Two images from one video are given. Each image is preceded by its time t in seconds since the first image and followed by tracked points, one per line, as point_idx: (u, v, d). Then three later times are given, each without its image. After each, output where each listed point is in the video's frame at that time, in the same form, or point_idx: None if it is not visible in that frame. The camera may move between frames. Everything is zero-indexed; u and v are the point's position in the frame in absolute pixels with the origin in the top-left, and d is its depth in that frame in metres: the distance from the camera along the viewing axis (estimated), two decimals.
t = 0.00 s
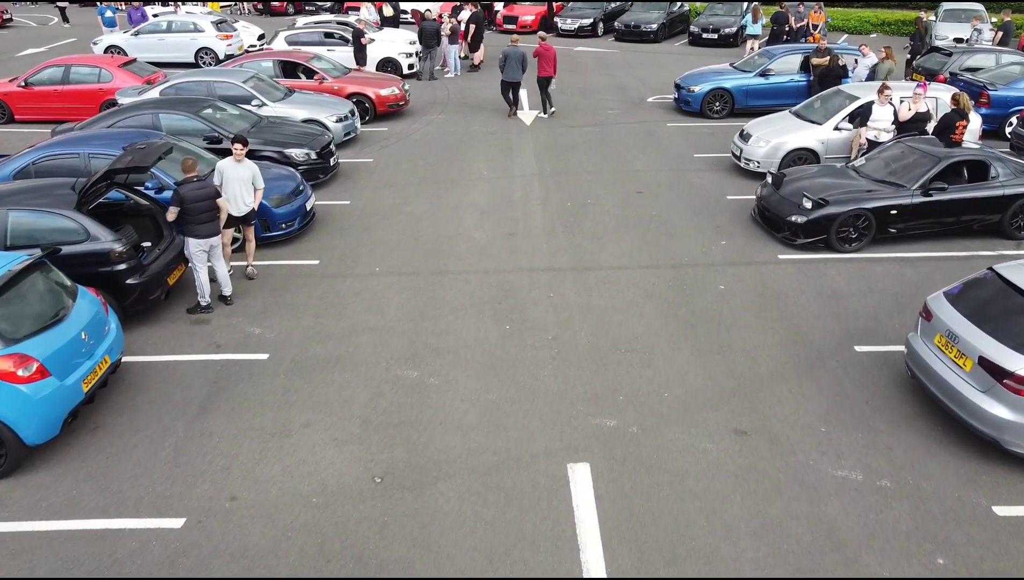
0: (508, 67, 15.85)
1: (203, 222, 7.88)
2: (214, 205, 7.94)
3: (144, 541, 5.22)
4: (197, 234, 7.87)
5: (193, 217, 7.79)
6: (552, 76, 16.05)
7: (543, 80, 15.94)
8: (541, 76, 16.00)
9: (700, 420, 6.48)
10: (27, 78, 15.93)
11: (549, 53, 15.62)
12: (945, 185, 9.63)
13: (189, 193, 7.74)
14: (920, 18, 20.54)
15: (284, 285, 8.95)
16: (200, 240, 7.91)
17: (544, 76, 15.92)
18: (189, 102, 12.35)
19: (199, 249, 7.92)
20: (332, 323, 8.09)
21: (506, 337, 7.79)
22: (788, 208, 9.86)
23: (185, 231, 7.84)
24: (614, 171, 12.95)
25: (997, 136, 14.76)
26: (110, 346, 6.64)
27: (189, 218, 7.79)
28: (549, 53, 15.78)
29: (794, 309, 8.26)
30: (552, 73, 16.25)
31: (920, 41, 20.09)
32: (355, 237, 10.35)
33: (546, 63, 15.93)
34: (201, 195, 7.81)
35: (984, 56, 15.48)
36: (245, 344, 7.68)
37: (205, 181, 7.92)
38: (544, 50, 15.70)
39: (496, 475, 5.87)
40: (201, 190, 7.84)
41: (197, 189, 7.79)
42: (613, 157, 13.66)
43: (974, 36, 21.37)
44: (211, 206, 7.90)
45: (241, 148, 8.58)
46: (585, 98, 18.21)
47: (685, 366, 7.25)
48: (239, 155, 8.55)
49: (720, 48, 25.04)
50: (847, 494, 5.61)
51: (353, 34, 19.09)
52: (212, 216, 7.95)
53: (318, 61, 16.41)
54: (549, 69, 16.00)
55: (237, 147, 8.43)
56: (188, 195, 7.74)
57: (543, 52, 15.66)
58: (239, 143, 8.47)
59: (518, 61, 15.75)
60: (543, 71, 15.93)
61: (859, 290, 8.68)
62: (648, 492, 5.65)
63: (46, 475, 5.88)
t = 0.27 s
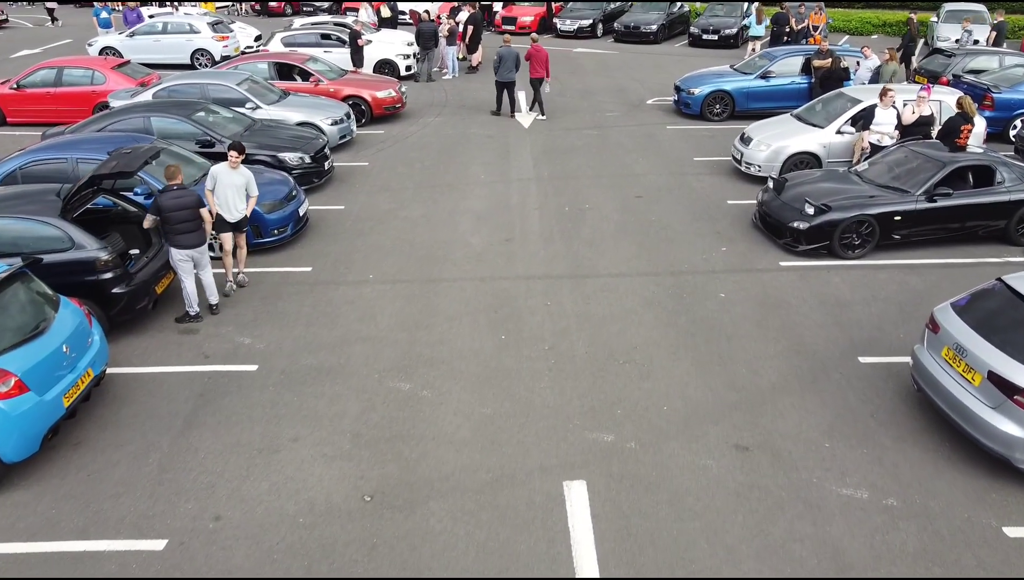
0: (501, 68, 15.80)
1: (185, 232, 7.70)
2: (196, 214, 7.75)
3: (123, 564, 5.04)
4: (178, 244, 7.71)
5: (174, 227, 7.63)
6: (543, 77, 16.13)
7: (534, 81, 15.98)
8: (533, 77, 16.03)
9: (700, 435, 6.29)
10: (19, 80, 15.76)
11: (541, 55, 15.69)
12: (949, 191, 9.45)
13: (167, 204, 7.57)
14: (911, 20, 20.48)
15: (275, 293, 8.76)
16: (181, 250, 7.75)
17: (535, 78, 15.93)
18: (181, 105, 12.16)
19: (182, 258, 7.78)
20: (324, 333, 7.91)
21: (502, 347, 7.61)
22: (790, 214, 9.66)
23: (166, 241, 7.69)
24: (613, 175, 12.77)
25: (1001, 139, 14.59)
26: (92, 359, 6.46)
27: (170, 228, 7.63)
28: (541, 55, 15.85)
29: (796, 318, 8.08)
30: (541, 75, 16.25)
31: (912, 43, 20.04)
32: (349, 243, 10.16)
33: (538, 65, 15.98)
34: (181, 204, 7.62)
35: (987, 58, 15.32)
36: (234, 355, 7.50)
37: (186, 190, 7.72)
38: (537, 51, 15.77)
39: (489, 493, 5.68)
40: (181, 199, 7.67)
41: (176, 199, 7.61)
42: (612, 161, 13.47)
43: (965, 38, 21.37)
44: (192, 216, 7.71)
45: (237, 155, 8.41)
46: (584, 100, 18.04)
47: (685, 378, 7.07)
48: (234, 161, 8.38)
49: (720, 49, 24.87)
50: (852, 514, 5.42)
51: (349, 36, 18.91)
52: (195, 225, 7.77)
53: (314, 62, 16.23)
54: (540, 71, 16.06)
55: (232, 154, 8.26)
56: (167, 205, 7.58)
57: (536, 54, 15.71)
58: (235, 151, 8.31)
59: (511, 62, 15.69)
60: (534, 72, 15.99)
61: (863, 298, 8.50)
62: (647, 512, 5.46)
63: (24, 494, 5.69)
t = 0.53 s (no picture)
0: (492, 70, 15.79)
1: (177, 239, 7.52)
2: (188, 219, 7.57)
3: None
4: (170, 251, 7.52)
5: (165, 234, 7.45)
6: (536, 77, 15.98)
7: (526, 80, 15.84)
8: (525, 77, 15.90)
9: (701, 449, 6.11)
10: (12, 82, 15.58)
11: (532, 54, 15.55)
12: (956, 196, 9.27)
13: (159, 210, 7.38)
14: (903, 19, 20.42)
15: (268, 301, 8.59)
16: (173, 258, 7.57)
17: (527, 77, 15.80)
18: (174, 107, 11.98)
19: (171, 266, 7.58)
20: (317, 341, 7.74)
21: (498, 357, 7.44)
22: (792, 219, 9.48)
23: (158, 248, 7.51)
24: (612, 178, 12.59)
25: (1006, 142, 14.42)
26: (77, 371, 6.29)
27: (161, 235, 7.44)
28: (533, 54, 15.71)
29: (800, 327, 7.90)
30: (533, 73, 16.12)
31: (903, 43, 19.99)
32: (343, 248, 9.99)
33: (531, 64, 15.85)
34: (174, 209, 7.44)
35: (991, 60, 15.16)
36: (224, 365, 7.32)
37: (178, 195, 7.52)
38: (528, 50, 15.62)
39: (484, 511, 5.50)
40: (174, 205, 7.50)
41: (169, 204, 7.43)
42: (611, 164, 13.30)
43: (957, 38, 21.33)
44: (185, 222, 7.53)
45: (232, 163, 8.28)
46: (584, 101, 17.86)
47: (685, 389, 6.89)
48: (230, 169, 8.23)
49: (721, 50, 24.70)
50: (860, 533, 5.25)
51: (347, 36, 18.73)
52: (187, 231, 7.58)
53: (310, 64, 16.04)
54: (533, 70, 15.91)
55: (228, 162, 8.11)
56: (159, 211, 7.39)
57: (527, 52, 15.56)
58: (231, 158, 8.16)
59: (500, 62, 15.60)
60: (527, 71, 15.84)
61: (867, 306, 8.33)
62: (647, 531, 5.28)
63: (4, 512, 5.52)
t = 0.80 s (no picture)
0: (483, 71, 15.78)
1: (170, 245, 7.35)
2: (180, 224, 7.40)
3: None
4: (163, 258, 7.34)
5: (158, 241, 7.26)
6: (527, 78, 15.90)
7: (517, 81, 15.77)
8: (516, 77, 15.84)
9: (704, 466, 5.93)
10: (5, 84, 15.40)
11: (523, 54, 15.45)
12: (962, 202, 9.11)
13: (152, 216, 7.20)
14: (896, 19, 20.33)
15: (260, 310, 8.41)
16: (166, 265, 7.38)
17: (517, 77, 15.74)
18: (168, 110, 11.81)
19: (162, 274, 7.39)
20: (310, 352, 7.57)
21: (495, 369, 7.26)
22: (795, 225, 9.31)
23: (150, 254, 7.32)
24: (612, 182, 12.42)
25: (1011, 145, 14.24)
26: (61, 384, 6.11)
27: (154, 241, 7.25)
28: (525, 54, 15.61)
29: (804, 337, 7.73)
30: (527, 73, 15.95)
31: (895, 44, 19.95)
32: (338, 255, 9.82)
33: (523, 63, 15.77)
34: (166, 215, 7.27)
35: (994, 62, 14.99)
36: (215, 376, 7.15)
37: (170, 201, 7.35)
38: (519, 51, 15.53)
39: (480, 531, 5.32)
40: (167, 210, 7.35)
41: (162, 209, 7.27)
42: (611, 168, 13.13)
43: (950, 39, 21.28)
44: (177, 227, 7.36)
45: (228, 172, 8.10)
46: (583, 103, 17.69)
47: (687, 403, 6.72)
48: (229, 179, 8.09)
49: (722, 51, 24.52)
50: (868, 555, 5.07)
51: (344, 38, 18.55)
52: (180, 237, 7.41)
53: (307, 65, 15.86)
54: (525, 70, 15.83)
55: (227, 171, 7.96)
56: (152, 217, 7.21)
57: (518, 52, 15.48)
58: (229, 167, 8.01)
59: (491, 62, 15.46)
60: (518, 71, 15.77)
61: (873, 315, 8.16)
62: (648, 553, 5.10)
63: None
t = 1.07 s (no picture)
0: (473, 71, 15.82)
1: (157, 253, 7.20)
2: (161, 233, 7.24)
3: None
4: (151, 266, 7.18)
5: (144, 250, 7.11)
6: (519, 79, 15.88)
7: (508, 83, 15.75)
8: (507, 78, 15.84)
9: (707, 482, 5.77)
10: None
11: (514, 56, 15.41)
12: (969, 208, 8.95)
13: (134, 226, 7.05)
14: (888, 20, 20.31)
15: (253, 318, 8.25)
16: (155, 274, 7.22)
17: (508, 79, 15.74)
18: (162, 113, 11.64)
19: (153, 283, 7.23)
20: (304, 362, 7.40)
21: (492, 380, 7.10)
22: (799, 231, 9.15)
23: (137, 265, 7.15)
24: (612, 186, 12.26)
25: (1016, 148, 14.07)
26: (46, 398, 5.94)
27: (139, 252, 7.10)
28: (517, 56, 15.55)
29: (808, 347, 7.56)
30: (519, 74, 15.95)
31: (885, 44, 19.99)
32: (334, 261, 9.65)
33: (515, 64, 15.73)
34: (146, 223, 7.13)
35: (999, 63, 14.82)
36: (206, 387, 6.98)
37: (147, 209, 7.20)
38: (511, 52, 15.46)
39: (476, 551, 5.15)
40: (145, 220, 7.18)
41: (141, 218, 7.11)
42: (611, 171, 12.96)
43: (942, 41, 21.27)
44: (160, 234, 7.23)
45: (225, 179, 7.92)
46: (583, 105, 17.52)
47: (689, 416, 6.55)
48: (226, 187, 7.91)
49: (723, 52, 24.35)
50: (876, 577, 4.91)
51: (342, 39, 18.38)
52: (163, 245, 7.25)
53: (304, 67, 15.68)
54: (516, 72, 15.79)
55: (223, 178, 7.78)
56: (133, 226, 7.05)
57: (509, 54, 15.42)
58: (224, 174, 7.83)
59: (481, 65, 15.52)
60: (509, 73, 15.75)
61: (878, 323, 7.99)
62: (649, 575, 4.94)
63: None
